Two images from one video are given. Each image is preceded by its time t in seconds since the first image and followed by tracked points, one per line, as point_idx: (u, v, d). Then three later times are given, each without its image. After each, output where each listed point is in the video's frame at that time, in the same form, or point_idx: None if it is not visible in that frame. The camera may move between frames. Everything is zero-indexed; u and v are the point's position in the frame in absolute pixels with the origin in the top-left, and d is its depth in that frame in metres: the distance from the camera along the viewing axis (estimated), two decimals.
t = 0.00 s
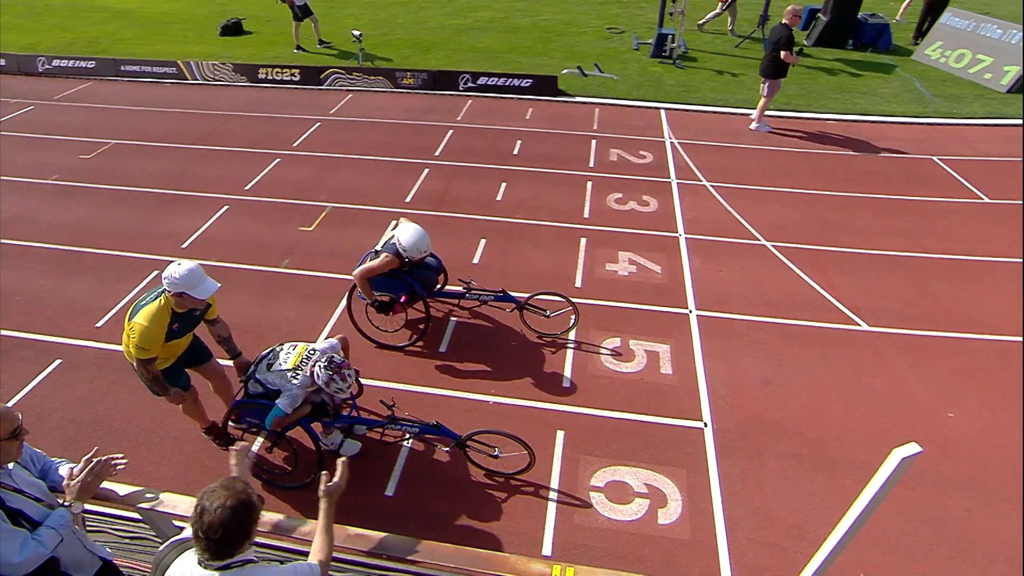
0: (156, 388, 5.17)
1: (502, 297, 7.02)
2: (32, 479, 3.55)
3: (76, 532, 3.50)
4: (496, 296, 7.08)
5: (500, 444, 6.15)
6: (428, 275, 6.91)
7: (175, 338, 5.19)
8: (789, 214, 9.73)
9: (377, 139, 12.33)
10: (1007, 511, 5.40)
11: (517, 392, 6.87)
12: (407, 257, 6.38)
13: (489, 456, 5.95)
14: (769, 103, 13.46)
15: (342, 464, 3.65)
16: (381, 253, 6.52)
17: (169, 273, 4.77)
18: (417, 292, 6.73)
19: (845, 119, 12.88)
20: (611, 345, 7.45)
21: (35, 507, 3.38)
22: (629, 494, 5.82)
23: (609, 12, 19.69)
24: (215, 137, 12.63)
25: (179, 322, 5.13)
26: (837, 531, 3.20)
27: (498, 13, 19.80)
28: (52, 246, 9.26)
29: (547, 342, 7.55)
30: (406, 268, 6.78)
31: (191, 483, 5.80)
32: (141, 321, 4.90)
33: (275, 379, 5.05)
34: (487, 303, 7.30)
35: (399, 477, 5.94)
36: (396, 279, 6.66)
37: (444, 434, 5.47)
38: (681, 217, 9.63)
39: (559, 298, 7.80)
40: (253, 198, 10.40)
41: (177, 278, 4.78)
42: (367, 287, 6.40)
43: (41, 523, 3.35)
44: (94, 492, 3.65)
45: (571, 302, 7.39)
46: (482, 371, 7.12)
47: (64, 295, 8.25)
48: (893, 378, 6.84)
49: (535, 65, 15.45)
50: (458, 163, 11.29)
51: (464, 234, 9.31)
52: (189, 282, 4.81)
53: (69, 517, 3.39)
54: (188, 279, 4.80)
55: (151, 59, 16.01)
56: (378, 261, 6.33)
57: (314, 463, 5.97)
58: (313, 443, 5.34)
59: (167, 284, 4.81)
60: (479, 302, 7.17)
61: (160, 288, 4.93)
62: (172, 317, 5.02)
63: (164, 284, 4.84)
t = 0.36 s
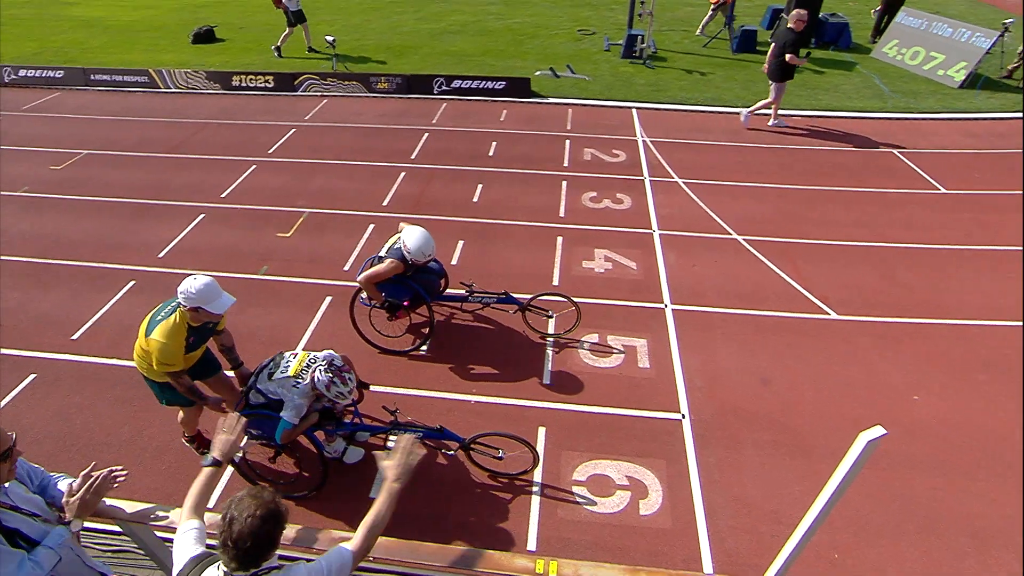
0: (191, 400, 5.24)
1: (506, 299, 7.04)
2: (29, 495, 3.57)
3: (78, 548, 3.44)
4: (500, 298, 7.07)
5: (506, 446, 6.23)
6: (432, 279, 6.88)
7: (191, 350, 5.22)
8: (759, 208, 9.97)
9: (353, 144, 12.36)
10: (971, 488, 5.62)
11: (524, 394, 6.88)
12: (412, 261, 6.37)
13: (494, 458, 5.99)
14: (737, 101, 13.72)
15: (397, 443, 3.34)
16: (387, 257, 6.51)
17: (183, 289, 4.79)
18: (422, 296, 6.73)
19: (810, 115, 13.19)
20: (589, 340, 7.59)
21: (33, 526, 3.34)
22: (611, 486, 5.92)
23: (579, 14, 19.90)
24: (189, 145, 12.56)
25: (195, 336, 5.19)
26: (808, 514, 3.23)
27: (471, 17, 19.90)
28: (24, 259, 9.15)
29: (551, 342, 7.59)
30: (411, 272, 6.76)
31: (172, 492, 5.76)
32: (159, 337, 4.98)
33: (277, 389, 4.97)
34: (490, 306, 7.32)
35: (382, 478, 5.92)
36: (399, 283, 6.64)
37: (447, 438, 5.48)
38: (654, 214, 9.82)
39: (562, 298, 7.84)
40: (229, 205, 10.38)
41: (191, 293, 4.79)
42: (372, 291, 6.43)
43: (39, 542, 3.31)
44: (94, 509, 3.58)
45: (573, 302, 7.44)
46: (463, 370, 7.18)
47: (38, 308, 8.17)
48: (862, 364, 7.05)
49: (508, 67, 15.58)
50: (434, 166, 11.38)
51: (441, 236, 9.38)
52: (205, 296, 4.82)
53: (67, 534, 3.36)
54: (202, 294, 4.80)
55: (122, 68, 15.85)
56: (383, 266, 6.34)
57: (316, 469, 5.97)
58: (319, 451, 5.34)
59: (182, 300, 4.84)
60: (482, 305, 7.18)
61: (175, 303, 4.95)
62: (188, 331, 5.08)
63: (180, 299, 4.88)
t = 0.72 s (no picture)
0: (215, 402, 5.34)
1: (508, 301, 7.13)
2: (43, 513, 3.39)
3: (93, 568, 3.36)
4: (500, 300, 7.17)
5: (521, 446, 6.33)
6: (435, 283, 6.92)
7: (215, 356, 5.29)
8: (739, 206, 10.15)
9: (337, 149, 12.42)
10: (945, 473, 5.80)
11: (528, 393, 6.94)
12: (416, 268, 6.40)
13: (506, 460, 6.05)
14: (715, 101, 13.93)
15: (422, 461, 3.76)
16: (390, 263, 6.54)
17: (208, 299, 4.85)
18: (425, 300, 6.79)
19: (787, 114, 13.42)
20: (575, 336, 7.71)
21: (53, 548, 3.22)
22: (599, 482, 5.99)
23: (559, 18, 20.09)
24: (174, 152, 12.55)
25: (217, 343, 5.26)
26: (788, 508, 3.45)
27: (453, 22, 20.01)
28: (8, 269, 9.11)
29: (553, 342, 7.67)
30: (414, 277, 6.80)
31: (161, 499, 5.76)
32: (184, 346, 5.04)
33: (289, 399, 4.99)
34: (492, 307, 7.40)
35: (372, 480, 5.97)
36: (403, 288, 6.70)
37: (459, 441, 5.55)
38: (636, 213, 9.98)
39: (563, 298, 7.92)
40: (215, 212, 10.39)
41: (216, 303, 4.85)
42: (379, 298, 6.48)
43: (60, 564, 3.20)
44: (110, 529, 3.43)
45: (573, 302, 7.54)
46: (451, 371, 7.23)
47: (23, 318, 8.14)
48: (840, 356, 7.22)
49: (490, 71, 15.70)
50: (418, 169, 11.46)
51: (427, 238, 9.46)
52: (228, 306, 4.87)
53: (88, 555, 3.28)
54: (226, 303, 4.86)
55: (104, 76, 15.78)
56: (389, 273, 6.38)
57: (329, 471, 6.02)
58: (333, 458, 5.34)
59: (206, 310, 4.90)
60: (484, 307, 7.26)
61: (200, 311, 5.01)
62: (212, 338, 5.15)
63: (203, 309, 4.93)
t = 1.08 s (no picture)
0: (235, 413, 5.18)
1: (505, 303, 7.18)
2: (54, 540, 3.23)
3: None
4: (497, 302, 7.24)
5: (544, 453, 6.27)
6: (431, 286, 7.03)
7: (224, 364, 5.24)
8: (723, 206, 10.30)
9: (325, 154, 12.47)
10: (925, 463, 5.92)
11: (525, 394, 6.98)
12: (415, 271, 6.44)
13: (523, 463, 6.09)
14: (698, 103, 14.10)
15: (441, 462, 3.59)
16: (388, 266, 6.58)
17: (220, 307, 4.86)
18: (422, 303, 6.86)
19: (769, 114, 13.60)
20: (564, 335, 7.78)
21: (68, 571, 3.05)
22: (589, 480, 6.04)
23: (544, 22, 20.26)
24: (161, 160, 12.54)
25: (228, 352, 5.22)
26: (779, 491, 3.57)
27: (439, 27, 20.11)
28: None
29: (547, 344, 7.73)
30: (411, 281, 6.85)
31: (152, 507, 5.75)
32: (195, 355, 4.97)
33: (307, 406, 5.01)
34: (488, 310, 7.46)
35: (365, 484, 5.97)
36: (401, 292, 6.74)
37: (478, 443, 5.58)
38: (622, 214, 10.10)
39: (559, 299, 7.99)
40: (203, 219, 10.41)
41: (228, 310, 4.88)
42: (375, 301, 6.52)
43: None
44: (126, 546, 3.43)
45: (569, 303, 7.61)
46: (441, 373, 7.27)
47: (11, 327, 8.12)
48: (824, 352, 7.35)
49: (476, 75, 15.82)
50: (405, 174, 11.54)
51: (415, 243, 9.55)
52: (240, 313, 4.90)
53: None
54: (239, 311, 4.90)
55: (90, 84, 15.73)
56: (386, 276, 6.42)
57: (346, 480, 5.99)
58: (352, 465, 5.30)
59: (218, 318, 4.90)
60: (481, 309, 7.31)
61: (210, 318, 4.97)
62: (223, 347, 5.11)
63: (215, 317, 4.93)
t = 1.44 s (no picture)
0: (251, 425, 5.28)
1: (500, 305, 7.21)
2: (59, 547, 3.30)
3: None
4: (492, 304, 7.27)
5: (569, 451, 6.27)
6: (427, 289, 6.99)
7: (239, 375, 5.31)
8: (709, 206, 10.41)
9: (314, 159, 12.48)
10: (910, 457, 6.02)
11: (521, 397, 7.00)
12: (410, 272, 6.47)
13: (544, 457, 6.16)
14: (684, 104, 14.22)
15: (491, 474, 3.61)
16: (383, 269, 6.63)
17: (234, 317, 4.93)
18: (418, 306, 6.88)
19: (754, 115, 13.74)
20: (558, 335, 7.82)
21: None
22: (581, 480, 6.06)
23: (530, 26, 20.37)
24: (148, 167, 12.48)
25: (243, 360, 5.30)
26: (767, 485, 3.57)
27: (426, 31, 20.17)
28: None
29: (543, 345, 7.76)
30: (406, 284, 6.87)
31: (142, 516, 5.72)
32: (212, 367, 5.06)
33: (329, 412, 5.08)
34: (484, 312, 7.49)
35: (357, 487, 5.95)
36: (394, 295, 6.79)
37: (497, 437, 5.69)
38: (609, 215, 10.18)
39: (552, 300, 8.03)
40: (191, 225, 10.38)
41: (242, 320, 4.94)
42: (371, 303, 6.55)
43: None
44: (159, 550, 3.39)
45: (564, 304, 7.64)
46: (431, 376, 7.29)
47: None
48: (810, 349, 7.44)
49: (464, 79, 15.88)
50: (394, 177, 11.57)
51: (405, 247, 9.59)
52: (254, 322, 4.96)
53: None
54: (253, 320, 4.96)
55: (75, 91, 15.62)
56: (383, 278, 6.47)
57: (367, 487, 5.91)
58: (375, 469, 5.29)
59: (233, 328, 4.98)
60: (476, 312, 7.34)
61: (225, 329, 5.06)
62: (239, 356, 5.18)
63: (229, 327, 5.00)
